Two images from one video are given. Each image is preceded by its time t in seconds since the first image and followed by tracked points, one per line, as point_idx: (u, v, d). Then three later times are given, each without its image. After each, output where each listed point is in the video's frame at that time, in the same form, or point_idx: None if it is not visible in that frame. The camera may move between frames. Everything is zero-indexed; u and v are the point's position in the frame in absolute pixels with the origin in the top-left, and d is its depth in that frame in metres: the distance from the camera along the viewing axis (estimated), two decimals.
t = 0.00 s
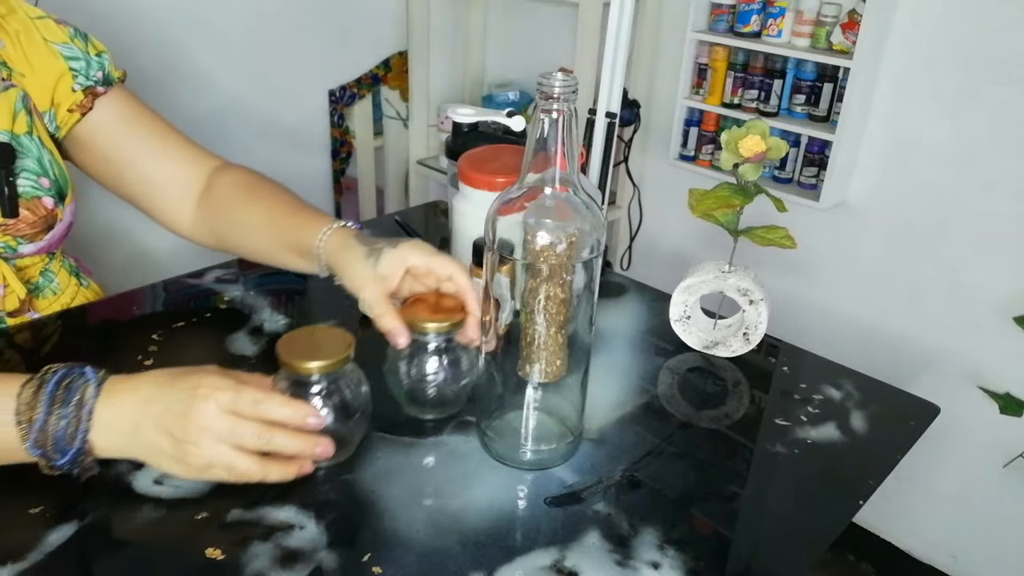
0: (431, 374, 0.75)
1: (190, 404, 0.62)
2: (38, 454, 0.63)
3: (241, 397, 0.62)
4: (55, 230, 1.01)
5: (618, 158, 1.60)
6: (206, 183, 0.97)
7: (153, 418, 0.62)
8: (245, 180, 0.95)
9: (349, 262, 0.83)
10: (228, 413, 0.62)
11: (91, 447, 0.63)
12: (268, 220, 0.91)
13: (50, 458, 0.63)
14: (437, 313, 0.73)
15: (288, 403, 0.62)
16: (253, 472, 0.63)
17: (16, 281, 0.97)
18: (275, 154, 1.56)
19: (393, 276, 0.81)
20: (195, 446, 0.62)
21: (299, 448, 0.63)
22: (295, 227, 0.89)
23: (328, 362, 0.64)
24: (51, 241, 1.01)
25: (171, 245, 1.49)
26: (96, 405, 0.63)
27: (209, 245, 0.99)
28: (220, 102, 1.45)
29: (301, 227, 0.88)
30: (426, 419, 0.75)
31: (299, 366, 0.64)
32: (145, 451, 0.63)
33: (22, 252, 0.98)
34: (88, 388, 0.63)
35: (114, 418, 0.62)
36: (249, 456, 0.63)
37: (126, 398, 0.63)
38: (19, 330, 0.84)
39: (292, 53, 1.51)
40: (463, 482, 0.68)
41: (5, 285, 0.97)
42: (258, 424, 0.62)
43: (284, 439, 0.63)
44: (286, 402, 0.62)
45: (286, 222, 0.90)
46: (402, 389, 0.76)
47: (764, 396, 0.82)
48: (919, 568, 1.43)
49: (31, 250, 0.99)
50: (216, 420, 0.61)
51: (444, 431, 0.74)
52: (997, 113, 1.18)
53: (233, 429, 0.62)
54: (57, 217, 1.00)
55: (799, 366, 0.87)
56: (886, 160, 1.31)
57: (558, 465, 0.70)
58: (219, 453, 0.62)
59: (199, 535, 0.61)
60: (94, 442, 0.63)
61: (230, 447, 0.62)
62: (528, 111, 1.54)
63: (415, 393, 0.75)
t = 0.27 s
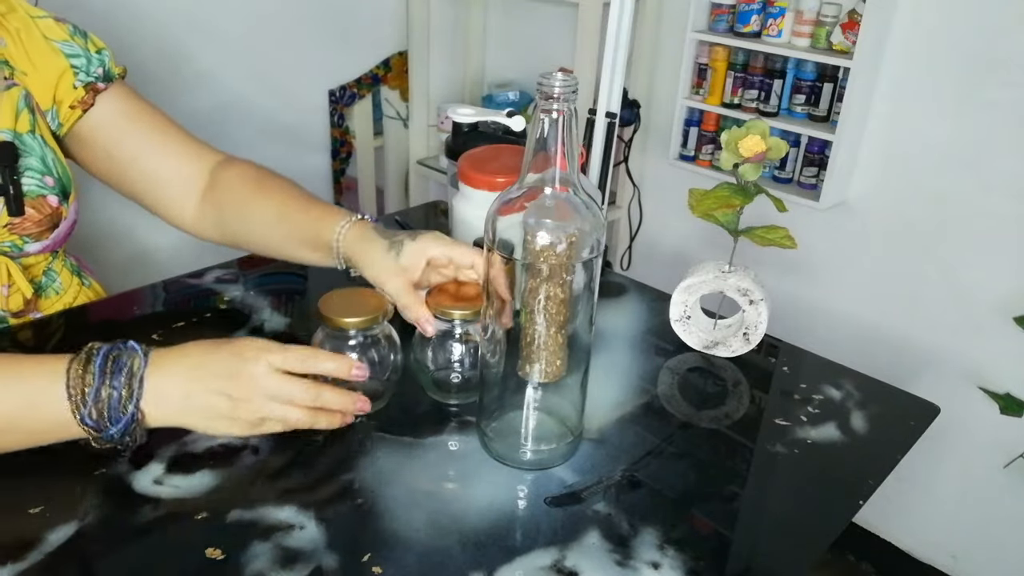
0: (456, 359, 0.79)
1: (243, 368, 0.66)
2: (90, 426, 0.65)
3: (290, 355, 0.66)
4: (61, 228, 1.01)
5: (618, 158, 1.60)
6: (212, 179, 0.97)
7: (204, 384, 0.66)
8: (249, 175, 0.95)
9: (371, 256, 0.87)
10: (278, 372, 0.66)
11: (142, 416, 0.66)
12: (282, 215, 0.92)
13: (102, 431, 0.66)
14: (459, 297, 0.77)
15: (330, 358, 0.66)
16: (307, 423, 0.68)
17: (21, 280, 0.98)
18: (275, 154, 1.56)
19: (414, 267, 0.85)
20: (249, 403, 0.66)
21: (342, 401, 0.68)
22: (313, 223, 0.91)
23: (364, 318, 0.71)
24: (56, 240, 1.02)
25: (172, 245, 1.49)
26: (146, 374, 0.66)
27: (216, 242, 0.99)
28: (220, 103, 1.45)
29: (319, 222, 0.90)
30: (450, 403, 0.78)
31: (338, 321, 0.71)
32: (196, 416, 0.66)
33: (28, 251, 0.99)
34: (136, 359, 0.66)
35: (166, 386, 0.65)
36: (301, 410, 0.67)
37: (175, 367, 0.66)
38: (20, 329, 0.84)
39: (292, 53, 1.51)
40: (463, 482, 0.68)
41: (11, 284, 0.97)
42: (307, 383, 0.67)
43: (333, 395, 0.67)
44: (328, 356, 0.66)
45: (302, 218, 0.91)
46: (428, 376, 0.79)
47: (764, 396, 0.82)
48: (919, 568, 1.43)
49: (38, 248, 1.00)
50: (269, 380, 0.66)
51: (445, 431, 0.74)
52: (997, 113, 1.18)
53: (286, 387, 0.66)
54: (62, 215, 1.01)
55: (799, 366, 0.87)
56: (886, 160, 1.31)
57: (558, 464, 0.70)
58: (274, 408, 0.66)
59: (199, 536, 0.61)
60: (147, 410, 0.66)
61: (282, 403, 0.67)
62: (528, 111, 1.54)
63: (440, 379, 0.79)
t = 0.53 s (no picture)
0: (456, 360, 0.79)
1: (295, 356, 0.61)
2: (148, 412, 0.62)
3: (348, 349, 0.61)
4: (70, 228, 1.01)
5: (618, 158, 1.60)
6: (186, 197, 0.97)
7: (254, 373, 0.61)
8: (223, 198, 0.95)
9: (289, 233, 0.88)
10: (333, 365, 0.61)
11: (199, 403, 0.61)
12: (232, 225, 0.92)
13: (160, 417, 0.62)
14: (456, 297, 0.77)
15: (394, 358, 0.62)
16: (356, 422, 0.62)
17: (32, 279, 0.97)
18: (275, 154, 1.56)
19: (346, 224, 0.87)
20: (305, 396, 0.61)
21: (405, 400, 0.62)
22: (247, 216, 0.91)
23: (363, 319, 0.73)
24: (66, 239, 1.01)
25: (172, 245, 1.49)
26: (200, 362, 0.61)
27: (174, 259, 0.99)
28: (220, 103, 1.45)
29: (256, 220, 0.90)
30: (452, 403, 0.78)
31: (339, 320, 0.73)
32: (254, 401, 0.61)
33: (41, 251, 0.98)
34: (191, 343, 0.61)
35: (219, 372, 0.60)
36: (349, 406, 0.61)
37: (230, 351, 0.61)
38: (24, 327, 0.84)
39: (292, 53, 1.51)
40: (462, 481, 0.68)
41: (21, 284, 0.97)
42: (363, 378, 0.61)
43: (393, 393, 0.62)
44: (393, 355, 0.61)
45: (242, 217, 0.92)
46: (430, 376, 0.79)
47: (764, 396, 0.82)
48: (919, 568, 1.43)
49: (49, 247, 0.99)
50: (325, 374, 0.61)
51: (445, 431, 0.74)
52: (996, 113, 1.18)
53: (335, 381, 0.61)
54: (72, 214, 1.01)
55: (799, 366, 0.87)
56: (886, 160, 1.31)
57: (558, 464, 0.70)
58: (327, 404, 0.61)
59: (199, 536, 0.61)
60: (202, 396, 0.61)
61: (338, 399, 0.61)
62: (528, 110, 1.54)
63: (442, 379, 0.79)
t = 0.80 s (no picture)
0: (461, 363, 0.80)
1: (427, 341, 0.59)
2: (278, 390, 0.61)
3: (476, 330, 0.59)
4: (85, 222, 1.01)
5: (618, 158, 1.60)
6: (160, 211, 1.01)
7: (387, 361, 0.59)
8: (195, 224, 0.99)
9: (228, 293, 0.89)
10: (467, 349, 0.59)
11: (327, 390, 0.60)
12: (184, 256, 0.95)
13: (288, 396, 0.61)
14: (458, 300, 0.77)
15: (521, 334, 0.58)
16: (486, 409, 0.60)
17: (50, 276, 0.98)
18: (275, 153, 1.56)
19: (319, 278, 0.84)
20: (438, 384, 0.59)
21: (538, 382, 0.59)
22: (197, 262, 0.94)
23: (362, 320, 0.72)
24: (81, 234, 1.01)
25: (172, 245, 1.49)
26: (334, 348, 0.59)
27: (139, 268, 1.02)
28: (221, 103, 1.45)
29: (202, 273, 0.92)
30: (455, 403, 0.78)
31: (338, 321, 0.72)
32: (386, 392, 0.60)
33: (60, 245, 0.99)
34: (327, 330, 0.60)
35: (350, 360, 0.59)
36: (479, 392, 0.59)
37: (362, 337, 0.59)
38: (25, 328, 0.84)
39: (292, 53, 1.51)
40: (463, 481, 0.68)
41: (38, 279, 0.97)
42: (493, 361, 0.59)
43: (523, 374, 0.59)
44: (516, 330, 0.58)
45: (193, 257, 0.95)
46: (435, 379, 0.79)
47: (764, 396, 0.82)
48: (919, 568, 1.43)
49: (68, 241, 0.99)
50: (458, 359, 0.58)
51: (445, 431, 0.74)
52: (996, 113, 1.18)
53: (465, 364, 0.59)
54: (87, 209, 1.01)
55: (799, 366, 0.87)
56: (886, 160, 1.31)
57: (558, 464, 0.70)
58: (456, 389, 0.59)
59: (200, 535, 0.61)
60: (331, 384, 0.60)
61: (470, 383, 0.59)
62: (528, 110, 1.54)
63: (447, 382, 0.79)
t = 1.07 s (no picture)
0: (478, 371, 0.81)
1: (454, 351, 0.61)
2: (299, 404, 0.63)
3: (497, 337, 0.61)
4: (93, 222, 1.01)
5: (618, 158, 1.60)
6: (174, 207, 0.98)
7: (413, 372, 0.61)
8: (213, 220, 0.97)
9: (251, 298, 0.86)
10: (490, 355, 0.61)
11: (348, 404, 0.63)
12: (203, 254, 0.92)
13: (309, 409, 0.63)
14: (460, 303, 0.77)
15: (543, 335, 0.62)
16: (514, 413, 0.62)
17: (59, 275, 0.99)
18: (275, 153, 1.56)
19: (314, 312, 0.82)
20: (462, 391, 0.62)
21: (562, 382, 0.62)
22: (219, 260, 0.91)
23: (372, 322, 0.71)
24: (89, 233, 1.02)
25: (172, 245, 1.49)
26: (357, 361, 0.61)
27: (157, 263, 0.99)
28: (221, 103, 1.45)
29: (225, 274, 0.89)
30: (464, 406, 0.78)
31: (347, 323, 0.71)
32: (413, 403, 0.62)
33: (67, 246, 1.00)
34: (350, 342, 0.62)
35: (375, 374, 0.61)
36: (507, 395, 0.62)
37: (384, 351, 0.61)
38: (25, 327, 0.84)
39: (292, 53, 1.51)
40: (463, 481, 0.68)
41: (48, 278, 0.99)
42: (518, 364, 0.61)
43: (549, 375, 0.62)
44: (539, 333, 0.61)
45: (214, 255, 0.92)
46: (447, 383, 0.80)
47: (764, 396, 0.82)
48: (919, 568, 1.43)
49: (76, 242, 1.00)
50: (485, 367, 0.61)
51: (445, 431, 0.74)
52: (996, 113, 1.18)
53: (490, 369, 0.61)
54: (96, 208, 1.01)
55: (799, 366, 0.87)
56: (886, 160, 1.31)
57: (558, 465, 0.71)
58: (478, 394, 0.62)
59: (200, 536, 0.61)
60: (353, 398, 0.62)
61: (495, 389, 0.62)
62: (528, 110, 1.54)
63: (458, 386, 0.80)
